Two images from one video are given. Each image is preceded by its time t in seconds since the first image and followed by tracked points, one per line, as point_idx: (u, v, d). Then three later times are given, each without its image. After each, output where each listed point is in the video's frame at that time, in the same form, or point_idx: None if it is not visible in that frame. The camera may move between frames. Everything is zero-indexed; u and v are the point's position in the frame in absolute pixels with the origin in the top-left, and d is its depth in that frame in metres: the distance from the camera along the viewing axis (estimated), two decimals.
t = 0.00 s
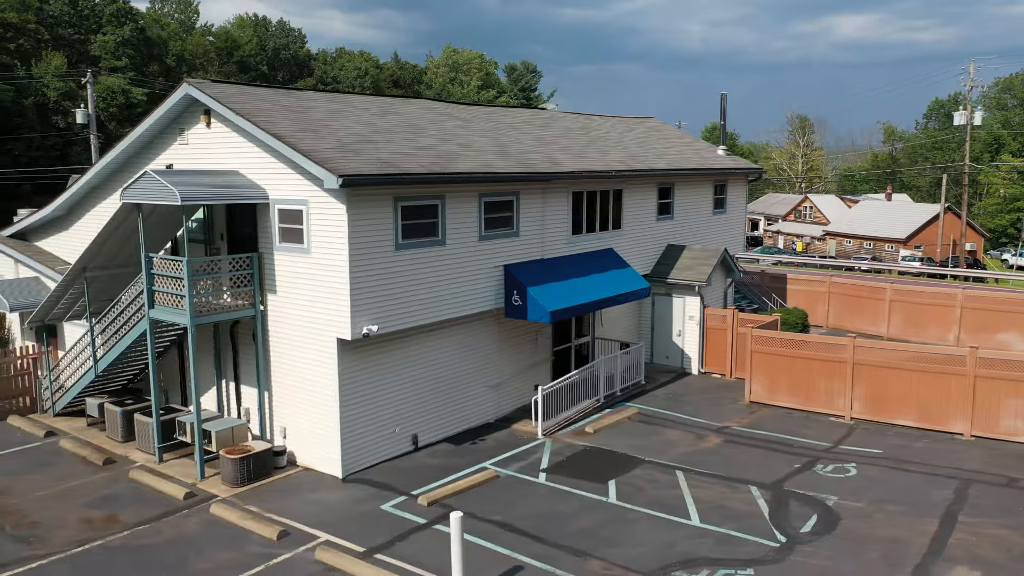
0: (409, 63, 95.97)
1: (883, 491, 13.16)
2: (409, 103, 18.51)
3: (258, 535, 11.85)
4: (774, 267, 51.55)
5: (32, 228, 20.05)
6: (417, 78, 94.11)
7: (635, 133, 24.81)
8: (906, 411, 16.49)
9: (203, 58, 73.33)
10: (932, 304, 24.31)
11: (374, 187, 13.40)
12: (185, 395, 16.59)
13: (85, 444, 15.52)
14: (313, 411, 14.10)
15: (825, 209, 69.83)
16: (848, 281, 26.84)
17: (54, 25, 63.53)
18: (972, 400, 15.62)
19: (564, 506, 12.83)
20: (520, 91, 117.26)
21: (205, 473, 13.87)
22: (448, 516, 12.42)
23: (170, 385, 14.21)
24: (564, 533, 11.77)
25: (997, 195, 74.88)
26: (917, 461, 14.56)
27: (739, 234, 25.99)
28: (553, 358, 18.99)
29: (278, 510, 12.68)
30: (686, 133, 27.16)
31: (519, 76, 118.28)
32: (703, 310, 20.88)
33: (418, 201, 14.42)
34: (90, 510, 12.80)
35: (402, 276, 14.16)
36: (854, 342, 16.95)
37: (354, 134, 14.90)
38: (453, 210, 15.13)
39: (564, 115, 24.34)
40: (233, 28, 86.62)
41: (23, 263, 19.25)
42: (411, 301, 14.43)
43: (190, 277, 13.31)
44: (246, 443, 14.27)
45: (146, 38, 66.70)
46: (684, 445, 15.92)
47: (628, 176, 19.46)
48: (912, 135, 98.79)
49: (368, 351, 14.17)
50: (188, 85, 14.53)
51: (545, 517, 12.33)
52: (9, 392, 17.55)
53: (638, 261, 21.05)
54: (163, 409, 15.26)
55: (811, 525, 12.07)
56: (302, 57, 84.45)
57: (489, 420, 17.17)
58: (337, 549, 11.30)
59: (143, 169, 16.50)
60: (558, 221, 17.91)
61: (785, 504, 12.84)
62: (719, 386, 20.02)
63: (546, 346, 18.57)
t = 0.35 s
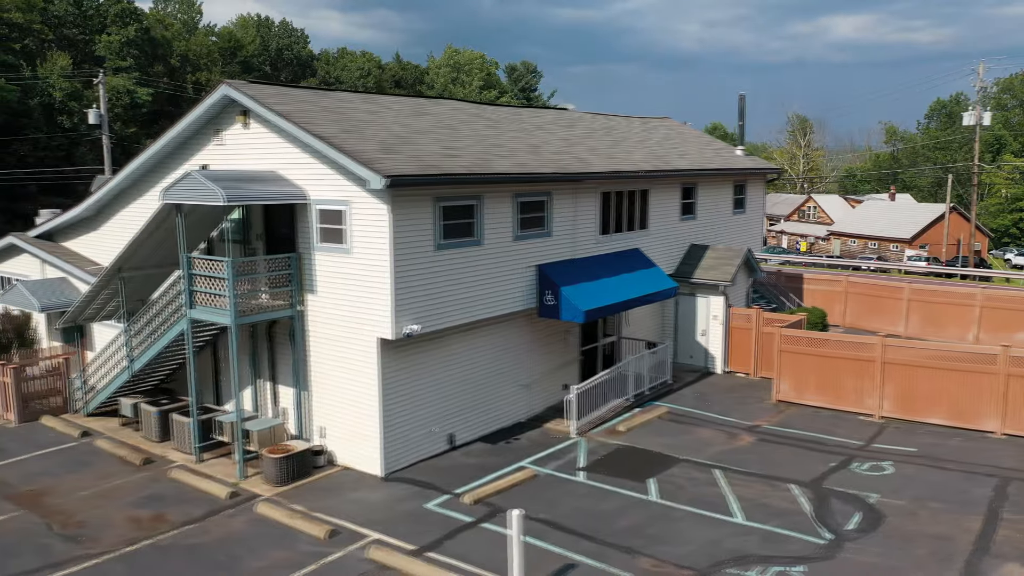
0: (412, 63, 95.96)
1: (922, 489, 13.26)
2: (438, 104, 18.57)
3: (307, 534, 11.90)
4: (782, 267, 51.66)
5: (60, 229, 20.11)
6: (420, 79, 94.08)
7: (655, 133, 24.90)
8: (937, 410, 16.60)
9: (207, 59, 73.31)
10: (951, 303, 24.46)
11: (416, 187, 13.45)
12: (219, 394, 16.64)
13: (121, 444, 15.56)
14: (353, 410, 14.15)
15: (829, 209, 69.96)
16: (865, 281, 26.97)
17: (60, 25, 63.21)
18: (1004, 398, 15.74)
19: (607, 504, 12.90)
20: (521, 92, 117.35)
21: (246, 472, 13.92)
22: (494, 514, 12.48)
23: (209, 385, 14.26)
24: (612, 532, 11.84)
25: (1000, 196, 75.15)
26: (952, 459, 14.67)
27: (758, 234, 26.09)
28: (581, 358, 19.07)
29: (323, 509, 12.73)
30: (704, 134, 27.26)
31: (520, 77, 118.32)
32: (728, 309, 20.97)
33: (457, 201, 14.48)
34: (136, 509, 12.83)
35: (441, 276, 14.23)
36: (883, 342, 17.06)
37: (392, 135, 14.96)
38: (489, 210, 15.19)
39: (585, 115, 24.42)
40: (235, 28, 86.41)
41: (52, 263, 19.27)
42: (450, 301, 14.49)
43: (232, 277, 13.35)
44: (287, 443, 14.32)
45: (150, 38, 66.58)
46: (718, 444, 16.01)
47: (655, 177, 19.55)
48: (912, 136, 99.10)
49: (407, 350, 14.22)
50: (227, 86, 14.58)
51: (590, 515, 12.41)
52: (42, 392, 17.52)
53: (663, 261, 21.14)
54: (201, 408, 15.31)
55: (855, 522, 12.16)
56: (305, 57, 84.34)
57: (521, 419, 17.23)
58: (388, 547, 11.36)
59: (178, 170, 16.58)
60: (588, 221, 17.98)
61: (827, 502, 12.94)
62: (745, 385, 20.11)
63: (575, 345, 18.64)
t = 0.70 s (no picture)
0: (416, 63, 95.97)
1: (965, 487, 13.35)
2: (470, 104, 18.64)
3: (358, 532, 11.98)
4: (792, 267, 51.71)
5: (90, 229, 20.22)
6: (425, 79, 94.18)
7: (678, 133, 24.97)
8: (971, 409, 16.69)
9: (215, 59, 73.37)
10: (973, 303, 24.57)
11: (460, 187, 13.52)
12: (257, 393, 16.73)
13: (161, 443, 15.66)
14: (396, 409, 14.23)
15: (837, 209, 69.97)
16: (885, 280, 27.07)
17: (70, 26, 63.05)
18: None
19: (653, 502, 12.99)
20: (524, 92, 117.39)
21: (290, 471, 14.01)
22: (542, 513, 12.56)
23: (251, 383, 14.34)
24: (661, 530, 11.93)
25: (1006, 196, 75.25)
26: (990, 457, 14.76)
27: (780, 234, 26.17)
28: (612, 357, 19.16)
29: (371, 507, 12.81)
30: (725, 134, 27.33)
31: (524, 77, 118.31)
32: (755, 309, 21.05)
33: (498, 201, 14.55)
34: (184, 507, 12.91)
35: (483, 276, 14.31)
36: (916, 341, 17.14)
37: (432, 135, 15.04)
38: (529, 210, 15.27)
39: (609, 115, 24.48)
40: (241, 28, 86.33)
41: (84, 263, 19.34)
42: (491, 301, 14.58)
43: (278, 277, 13.43)
44: (330, 442, 14.40)
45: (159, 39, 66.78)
46: (754, 443, 16.09)
47: (685, 176, 19.63)
48: (917, 136, 99.17)
49: (449, 350, 14.30)
50: (268, 86, 14.64)
51: (638, 513, 12.49)
52: (77, 391, 17.55)
53: (690, 261, 21.22)
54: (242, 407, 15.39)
55: (902, 520, 12.24)
56: (311, 57, 84.34)
57: (555, 418, 17.32)
58: (441, 545, 11.45)
59: (216, 170, 16.66)
60: (620, 221, 18.05)
61: (871, 500, 13.02)
62: (774, 384, 20.20)
63: (606, 345, 18.72)
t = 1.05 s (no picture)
0: (422, 63, 96.00)
1: (1006, 485, 13.43)
2: (501, 105, 18.70)
3: (408, 530, 12.05)
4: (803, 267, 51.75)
5: (121, 229, 20.31)
6: (430, 79, 94.25)
7: (701, 133, 25.05)
8: (1004, 408, 16.77)
9: (222, 59, 73.44)
10: (995, 302, 24.65)
11: (504, 187, 13.58)
12: (294, 392, 16.81)
13: (200, 442, 15.74)
14: (438, 408, 14.31)
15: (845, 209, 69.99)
16: (906, 280, 27.16)
17: (78, 25, 63.48)
18: None
19: (698, 500, 13.06)
20: (528, 92, 117.43)
21: (333, 470, 14.09)
22: (589, 511, 12.64)
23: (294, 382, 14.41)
24: (710, 528, 12.01)
25: (1013, 196, 75.32)
26: None
27: (802, 234, 26.24)
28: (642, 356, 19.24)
29: (418, 506, 12.89)
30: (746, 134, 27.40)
31: (528, 77, 118.33)
32: (782, 308, 21.12)
33: (538, 201, 14.62)
34: (232, 506, 12.98)
35: (525, 275, 14.38)
36: (948, 340, 17.20)
37: (472, 136, 15.11)
38: (567, 210, 15.34)
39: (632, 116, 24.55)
40: (247, 28, 86.34)
41: (116, 262, 19.41)
42: (532, 300, 14.66)
43: (323, 278, 13.50)
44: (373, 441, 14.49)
45: (168, 39, 66.97)
46: (789, 441, 16.17)
47: (714, 176, 19.69)
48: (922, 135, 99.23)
49: (491, 349, 14.37)
50: (309, 87, 14.69)
51: (684, 512, 12.56)
52: (113, 391, 17.62)
53: (717, 261, 21.30)
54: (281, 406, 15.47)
55: (948, 518, 12.31)
56: (318, 58, 84.37)
57: (589, 417, 17.39)
58: (493, 543, 11.52)
59: (253, 170, 16.72)
60: (653, 220, 18.11)
61: (914, 498, 13.10)
62: (802, 384, 20.27)
63: (637, 344, 18.79)
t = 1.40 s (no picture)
0: (427, 63, 96.06)
1: None
2: (532, 105, 18.76)
3: (457, 528, 12.11)
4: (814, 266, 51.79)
5: (151, 229, 20.37)
6: (436, 79, 94.29)
7: (724, 134, 25.11)
8: None
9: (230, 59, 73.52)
10: (1017, 302, 24.74)
11: (546, 188, 13.64)
12: (329, 391, 16.87)
13: (237, 442, 15.79)
14: (479, 407, 14.37)
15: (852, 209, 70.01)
16: (926, 279, 27.22)
17: (89, 25, 63.67)
18: None
19: (741, 499, 13.12)
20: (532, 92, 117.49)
21: (374, 468, 14.16)
22: (635, 510, 12.70)
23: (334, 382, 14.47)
24: (757, 526, 12.07)
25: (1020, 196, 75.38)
26: None
27: (823, 234, 26.30)
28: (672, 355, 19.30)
29: (463, 504, 12.94)
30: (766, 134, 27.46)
31: (532, 77, 118.36)
32: (808, 308, 21.18)
33: (578, 201, 14.68)
34: (277, 505, 13.04)
35: (565, 275, 14.45)
36: (980, 340, 17.28)
37: (510, 136, 15.17)
38: (604, 210, 15.41)
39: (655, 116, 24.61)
40: (253, 28, 86.37)
41: (146, 263, 19.47)
42: (571, 300, 14.72)
43: (365, 278, 13.56)
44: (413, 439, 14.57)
45: (176, 39, 67.06)
46: (824, 440, 16.24)
47: (743, 176, 19.75)
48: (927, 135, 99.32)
49: (530, 349, 14.43)
50: (349, 87, 14.75)
51: (730, 510, 12.62)
52: (146, 391, 17.67)
53: (744, 261, 21.35)
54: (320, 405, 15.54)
55: (993, 516, 12.38)
56: (324, 58, 84.45)
57: (622, 416, 17.45)
58: (544, 541, 11.59)
59: (288, 170, 16.78)
60: (684, 220, 18.17)
61: (957, 496, 13.17)
62: (829, 383, 20.34)
63: (667, 343, 18.85)
